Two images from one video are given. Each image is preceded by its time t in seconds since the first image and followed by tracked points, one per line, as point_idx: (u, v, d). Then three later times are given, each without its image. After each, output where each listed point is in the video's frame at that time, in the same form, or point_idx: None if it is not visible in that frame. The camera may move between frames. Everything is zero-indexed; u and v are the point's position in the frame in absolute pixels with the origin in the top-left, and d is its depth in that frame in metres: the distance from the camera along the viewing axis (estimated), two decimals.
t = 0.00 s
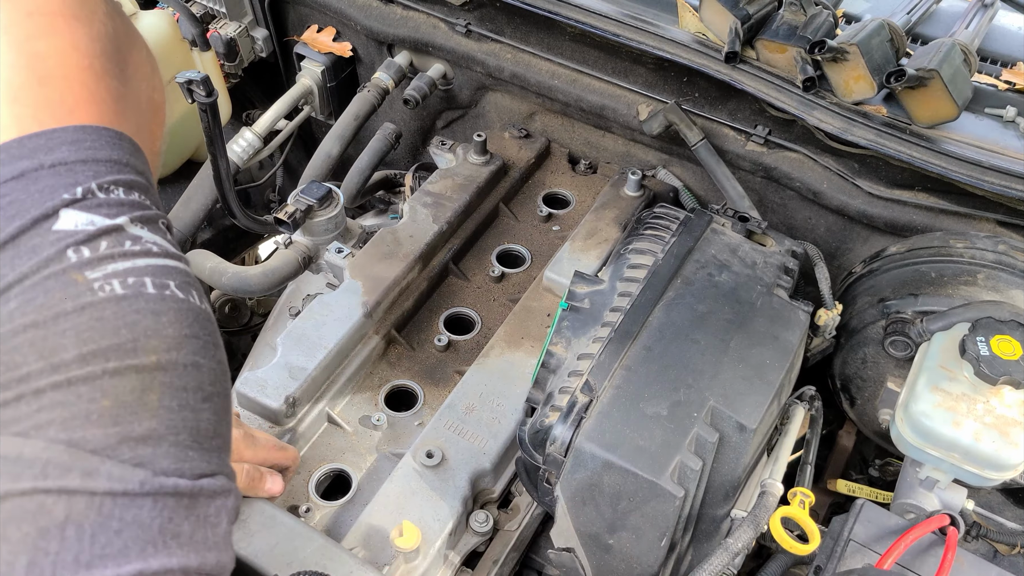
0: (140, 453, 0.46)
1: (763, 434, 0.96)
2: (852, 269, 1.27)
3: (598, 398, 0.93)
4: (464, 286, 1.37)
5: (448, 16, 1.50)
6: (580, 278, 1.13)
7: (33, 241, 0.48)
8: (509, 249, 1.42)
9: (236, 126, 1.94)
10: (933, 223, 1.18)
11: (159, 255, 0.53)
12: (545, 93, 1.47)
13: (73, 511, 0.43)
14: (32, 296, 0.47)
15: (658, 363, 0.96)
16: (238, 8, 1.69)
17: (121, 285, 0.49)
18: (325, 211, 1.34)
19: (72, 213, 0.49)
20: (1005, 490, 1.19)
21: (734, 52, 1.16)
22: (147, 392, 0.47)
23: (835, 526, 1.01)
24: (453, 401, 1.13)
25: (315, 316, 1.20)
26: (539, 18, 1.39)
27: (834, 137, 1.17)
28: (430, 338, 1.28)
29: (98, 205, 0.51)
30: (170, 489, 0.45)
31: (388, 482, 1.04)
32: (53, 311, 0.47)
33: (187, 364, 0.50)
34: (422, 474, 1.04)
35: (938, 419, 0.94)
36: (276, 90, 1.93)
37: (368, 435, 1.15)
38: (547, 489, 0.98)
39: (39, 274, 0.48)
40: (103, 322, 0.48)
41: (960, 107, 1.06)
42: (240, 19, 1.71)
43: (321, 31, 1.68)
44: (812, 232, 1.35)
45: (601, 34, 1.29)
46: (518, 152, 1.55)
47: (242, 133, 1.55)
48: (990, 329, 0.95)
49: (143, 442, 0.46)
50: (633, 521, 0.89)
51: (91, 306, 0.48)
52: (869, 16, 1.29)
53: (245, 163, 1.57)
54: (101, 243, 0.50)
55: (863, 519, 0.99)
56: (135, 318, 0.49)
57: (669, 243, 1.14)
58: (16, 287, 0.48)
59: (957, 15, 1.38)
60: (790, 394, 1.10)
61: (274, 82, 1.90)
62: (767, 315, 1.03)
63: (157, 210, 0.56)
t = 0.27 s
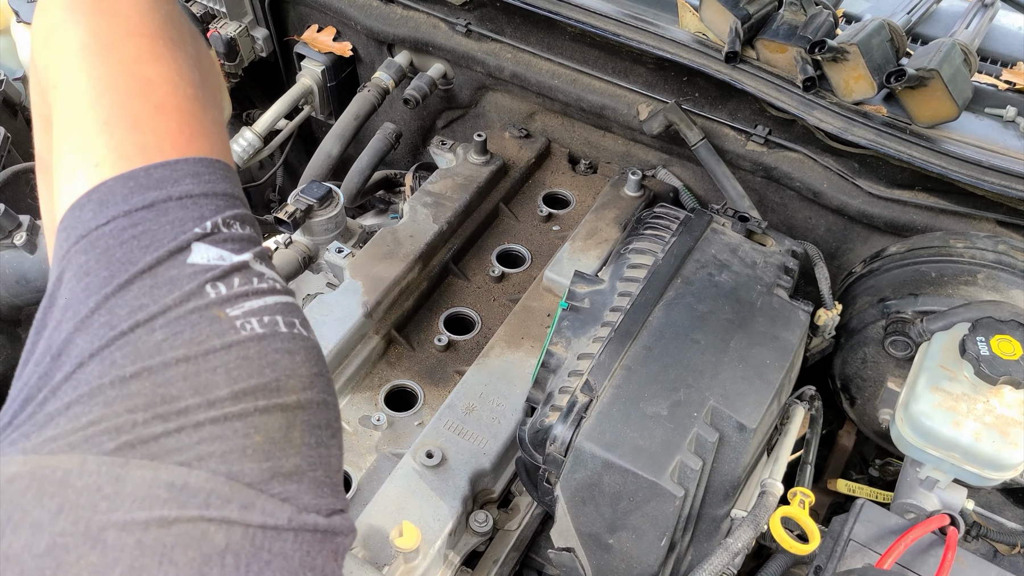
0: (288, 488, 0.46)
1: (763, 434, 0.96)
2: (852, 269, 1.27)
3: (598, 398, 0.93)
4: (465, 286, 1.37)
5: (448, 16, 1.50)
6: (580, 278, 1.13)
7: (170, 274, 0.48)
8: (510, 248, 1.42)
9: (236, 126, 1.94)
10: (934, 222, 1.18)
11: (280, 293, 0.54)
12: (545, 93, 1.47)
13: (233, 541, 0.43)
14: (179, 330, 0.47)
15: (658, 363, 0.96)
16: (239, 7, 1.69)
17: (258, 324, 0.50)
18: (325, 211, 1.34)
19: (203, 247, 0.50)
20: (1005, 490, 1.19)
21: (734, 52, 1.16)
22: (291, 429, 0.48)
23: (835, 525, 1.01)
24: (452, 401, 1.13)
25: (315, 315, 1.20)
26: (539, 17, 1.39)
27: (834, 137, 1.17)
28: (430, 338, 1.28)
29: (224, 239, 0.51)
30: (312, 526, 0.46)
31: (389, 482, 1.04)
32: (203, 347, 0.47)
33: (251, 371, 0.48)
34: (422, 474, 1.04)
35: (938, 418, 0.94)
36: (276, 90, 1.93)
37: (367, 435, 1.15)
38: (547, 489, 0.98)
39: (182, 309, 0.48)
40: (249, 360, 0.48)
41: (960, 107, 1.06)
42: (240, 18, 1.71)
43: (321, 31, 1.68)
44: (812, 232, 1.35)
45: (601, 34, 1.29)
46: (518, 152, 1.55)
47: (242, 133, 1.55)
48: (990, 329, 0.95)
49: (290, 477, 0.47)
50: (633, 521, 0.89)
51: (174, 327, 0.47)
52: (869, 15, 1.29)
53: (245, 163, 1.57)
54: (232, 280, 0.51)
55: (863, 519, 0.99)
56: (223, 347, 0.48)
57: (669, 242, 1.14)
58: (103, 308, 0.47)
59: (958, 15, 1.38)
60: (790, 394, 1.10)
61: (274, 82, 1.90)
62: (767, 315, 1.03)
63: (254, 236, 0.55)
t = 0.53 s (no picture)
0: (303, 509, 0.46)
1: (763, 434, 0.96)
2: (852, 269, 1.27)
3: (598, 398, 0.93)
4: (465, 286, 1.37)
5: (448, 17, 1.50)
6: (580, 278, 1.13)
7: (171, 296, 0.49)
8: (510, 249, 1.42)
9: (237, 126, 1.94)
10: (934, 223, 1.18)
11: (84, 283, 0.45)
12: (545, 94, 1.48)
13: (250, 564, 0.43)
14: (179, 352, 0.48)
15: (658, 364, 0.96)
16: (239, 8, 1.69)
17: (37, 321, 0.42)
18: (326, 211, 1.34)
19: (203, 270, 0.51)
20: (1005, 490, 1.19)
21: (734, 52, 1.16)
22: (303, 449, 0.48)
23: (835, 526, 1.01)
24: (453, 402, 1.13)
25: (315, 316, 1.20)
26: (539, 18, 1.39)
27: (834, 137, 1.17)
28: (431, 338, 1.28)
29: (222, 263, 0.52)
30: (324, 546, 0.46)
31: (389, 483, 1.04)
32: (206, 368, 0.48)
33: (113, 405, 0.43)
34: (422, 475, 1.04)
35: (938, 419, 0.94)
36: (276, 90, 1.93)
37: (368, 435, 1.15)
38: (547, 490, 0.98)
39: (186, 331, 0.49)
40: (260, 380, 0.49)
41: (960, 108, 1.06)
42: (240, 19, 1.71)
43: (321, 31, 1.68)
44: (812, 233, 1.35)
45: (601, 34, 1.29)
46: (518, 153, 1.55)
47: (242, 133, 1.55)
48: (990, 330, 0.95)
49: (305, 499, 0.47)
50: (633, 521, 0.89)
51: (2, 347, 0.41)
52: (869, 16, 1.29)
53: (246, 163, 1.57)
54: (19, 271, 0.43)
55: (863, 520, 0.99)
56: (51, 358, 0.42)
57: (669, 243, 1.14)
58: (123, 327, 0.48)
59: (957, 16, 1.38)
60: (790, 394, 1.10)
61: (274, 83, 1.90)
62: (768, 315, 1.03)
63: (95, 228, 0.47)
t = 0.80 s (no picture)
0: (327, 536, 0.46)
1: (763, 434, 0.96)
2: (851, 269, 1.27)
3: (597, 398, 0.93)
4: (465, 286, 1.36)
5: (448, 16, 1.50)
6: (580, 278, 1.13)
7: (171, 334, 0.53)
8: (510, 249, 1.42)
9: (236, 126, 1.94)
10: (933, 223, 1.18)
11: (126, 311, 0.50)
12: (545, 93, 1.47)
13: None
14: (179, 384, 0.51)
15: (658, 364, 0.96)
16: (238, 7, 1.69)
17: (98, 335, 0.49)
18: (325, 210, 1.33)
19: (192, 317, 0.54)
20: (1004, 490, 1.19)
21: (734, 52, 1.16)
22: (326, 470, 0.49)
23: (834, 526, 1.01)
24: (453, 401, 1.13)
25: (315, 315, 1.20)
26: (539, 18, 1.39)
27: (833, 137, 1.17)
28: (431, 338, 1.28)
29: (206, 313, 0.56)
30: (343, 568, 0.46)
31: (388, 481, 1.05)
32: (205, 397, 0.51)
33: (122, 408, 0.46)
34: (422, 473, 1.05)
35: (938, 419, 0.94)
36: (275, 90, 1.93)
37: (368, 435, 1.15)
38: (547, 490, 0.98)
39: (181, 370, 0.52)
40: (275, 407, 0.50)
41: (960, 108, 1.06)
42: (239, 19, 1.70)
43: (321, 31, 1.68)
44: (812, 233, 1.35)
45: (601, 34, 1.29)
46: (518, 153, 1.55)
47: (241, 133, 1.54)
48: (990, 330, 0.95)
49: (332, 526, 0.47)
50: (633, 521, 0.89)
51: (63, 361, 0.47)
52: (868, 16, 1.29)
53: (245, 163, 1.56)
54: (67, 302, 0.50)
55: (863, 519, 0.99)
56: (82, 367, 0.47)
57: (669, 243, 1.14)
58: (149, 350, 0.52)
59: (957, 15, 1.38)
60: (790, 394, 1.10)
61: (273, 82, 1.89)
62: (767, 315, 1.03)
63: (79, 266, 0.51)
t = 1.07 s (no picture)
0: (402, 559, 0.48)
1: (763, 433, 0.96)
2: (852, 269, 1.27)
3: (598, 398, 0.93)
4: (465, 286, 1.36)
5: (448, 16, 1.50)
6: (580, 278, 1.13)
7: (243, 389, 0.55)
8: (511, 248, 1.42)
9: (236, 126, 1.94)
10: (934, 223, 1.18)
11: (201, 362, 0.54)
12: (545, 93, 1.48)
13: None
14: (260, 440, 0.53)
15: (658, 363, 0.96)
16: (238, 7, 1.69)
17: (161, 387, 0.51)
18: (325, 210, 1.33)
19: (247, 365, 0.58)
20: (1005, 490, 1.19)
21: (734, 52, 1.16)
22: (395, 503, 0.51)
23: (835, 526, 1.01)
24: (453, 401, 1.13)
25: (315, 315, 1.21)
26: (539, 17, 1.39)
27: (834, 137, 1.17)
28: (431, 337, 1.28)
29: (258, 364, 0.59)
30: None
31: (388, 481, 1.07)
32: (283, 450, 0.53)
33: (217, 467, 0.49)
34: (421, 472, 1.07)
35: (938, 419, 0.94)
36: (276, 90, 1.93)
37: (368, 434, 1.15)
38: (547, 489, 0.98)
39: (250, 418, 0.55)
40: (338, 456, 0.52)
41: (960, 107, 1.06)
42: (240, 18, 1.71)
43: (321, 31, 1.68)
44: (812, 232, 1.35)
45: (601, 34, 1.29)
46: (519, 153, 1.55)
47: (241, 133, 1.54)
48: (990, 329, 0.95)
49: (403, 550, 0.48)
50: (633, 520, 0.89)
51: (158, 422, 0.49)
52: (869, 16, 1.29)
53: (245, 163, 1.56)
54: (145, 350, 0.52)
55: (863, 519, 0.99)
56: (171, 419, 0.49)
57: (669, 242, 1.14)
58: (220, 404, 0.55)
59: (957, 15, 1.38)
60: (790, 394, 1.10)
61: (273, 82, 1.90)
62: (768, 315, 1.03)
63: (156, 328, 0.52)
